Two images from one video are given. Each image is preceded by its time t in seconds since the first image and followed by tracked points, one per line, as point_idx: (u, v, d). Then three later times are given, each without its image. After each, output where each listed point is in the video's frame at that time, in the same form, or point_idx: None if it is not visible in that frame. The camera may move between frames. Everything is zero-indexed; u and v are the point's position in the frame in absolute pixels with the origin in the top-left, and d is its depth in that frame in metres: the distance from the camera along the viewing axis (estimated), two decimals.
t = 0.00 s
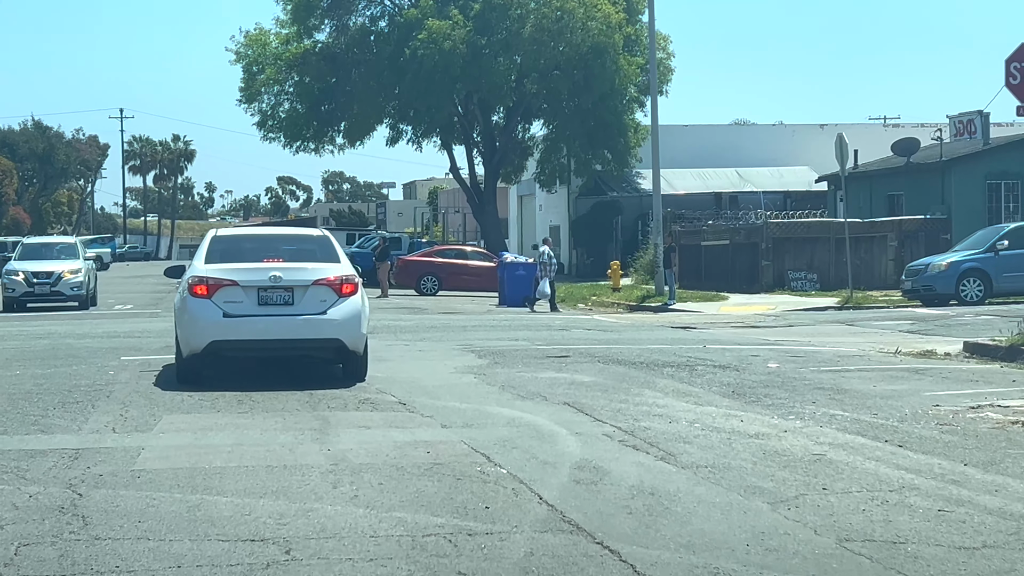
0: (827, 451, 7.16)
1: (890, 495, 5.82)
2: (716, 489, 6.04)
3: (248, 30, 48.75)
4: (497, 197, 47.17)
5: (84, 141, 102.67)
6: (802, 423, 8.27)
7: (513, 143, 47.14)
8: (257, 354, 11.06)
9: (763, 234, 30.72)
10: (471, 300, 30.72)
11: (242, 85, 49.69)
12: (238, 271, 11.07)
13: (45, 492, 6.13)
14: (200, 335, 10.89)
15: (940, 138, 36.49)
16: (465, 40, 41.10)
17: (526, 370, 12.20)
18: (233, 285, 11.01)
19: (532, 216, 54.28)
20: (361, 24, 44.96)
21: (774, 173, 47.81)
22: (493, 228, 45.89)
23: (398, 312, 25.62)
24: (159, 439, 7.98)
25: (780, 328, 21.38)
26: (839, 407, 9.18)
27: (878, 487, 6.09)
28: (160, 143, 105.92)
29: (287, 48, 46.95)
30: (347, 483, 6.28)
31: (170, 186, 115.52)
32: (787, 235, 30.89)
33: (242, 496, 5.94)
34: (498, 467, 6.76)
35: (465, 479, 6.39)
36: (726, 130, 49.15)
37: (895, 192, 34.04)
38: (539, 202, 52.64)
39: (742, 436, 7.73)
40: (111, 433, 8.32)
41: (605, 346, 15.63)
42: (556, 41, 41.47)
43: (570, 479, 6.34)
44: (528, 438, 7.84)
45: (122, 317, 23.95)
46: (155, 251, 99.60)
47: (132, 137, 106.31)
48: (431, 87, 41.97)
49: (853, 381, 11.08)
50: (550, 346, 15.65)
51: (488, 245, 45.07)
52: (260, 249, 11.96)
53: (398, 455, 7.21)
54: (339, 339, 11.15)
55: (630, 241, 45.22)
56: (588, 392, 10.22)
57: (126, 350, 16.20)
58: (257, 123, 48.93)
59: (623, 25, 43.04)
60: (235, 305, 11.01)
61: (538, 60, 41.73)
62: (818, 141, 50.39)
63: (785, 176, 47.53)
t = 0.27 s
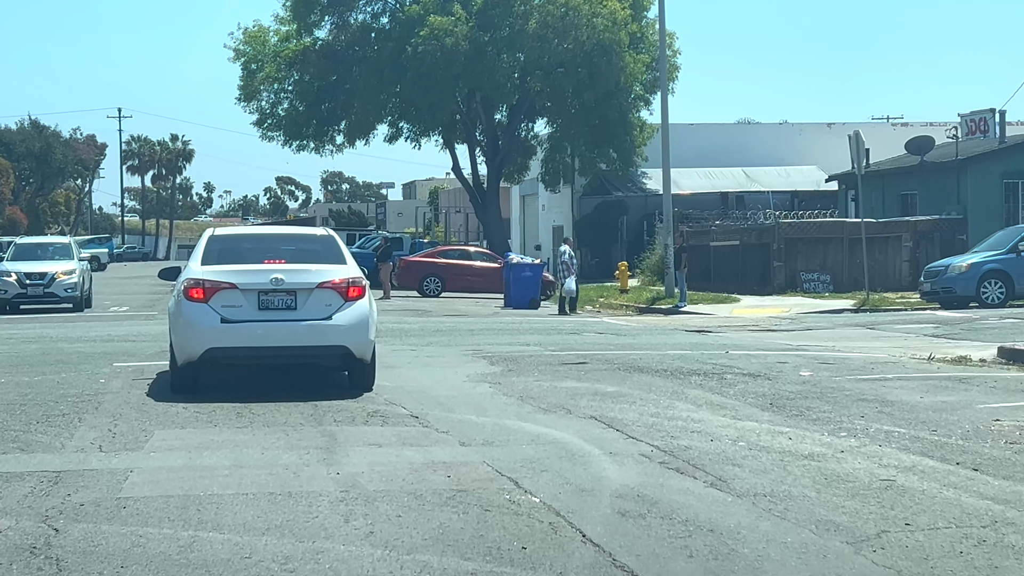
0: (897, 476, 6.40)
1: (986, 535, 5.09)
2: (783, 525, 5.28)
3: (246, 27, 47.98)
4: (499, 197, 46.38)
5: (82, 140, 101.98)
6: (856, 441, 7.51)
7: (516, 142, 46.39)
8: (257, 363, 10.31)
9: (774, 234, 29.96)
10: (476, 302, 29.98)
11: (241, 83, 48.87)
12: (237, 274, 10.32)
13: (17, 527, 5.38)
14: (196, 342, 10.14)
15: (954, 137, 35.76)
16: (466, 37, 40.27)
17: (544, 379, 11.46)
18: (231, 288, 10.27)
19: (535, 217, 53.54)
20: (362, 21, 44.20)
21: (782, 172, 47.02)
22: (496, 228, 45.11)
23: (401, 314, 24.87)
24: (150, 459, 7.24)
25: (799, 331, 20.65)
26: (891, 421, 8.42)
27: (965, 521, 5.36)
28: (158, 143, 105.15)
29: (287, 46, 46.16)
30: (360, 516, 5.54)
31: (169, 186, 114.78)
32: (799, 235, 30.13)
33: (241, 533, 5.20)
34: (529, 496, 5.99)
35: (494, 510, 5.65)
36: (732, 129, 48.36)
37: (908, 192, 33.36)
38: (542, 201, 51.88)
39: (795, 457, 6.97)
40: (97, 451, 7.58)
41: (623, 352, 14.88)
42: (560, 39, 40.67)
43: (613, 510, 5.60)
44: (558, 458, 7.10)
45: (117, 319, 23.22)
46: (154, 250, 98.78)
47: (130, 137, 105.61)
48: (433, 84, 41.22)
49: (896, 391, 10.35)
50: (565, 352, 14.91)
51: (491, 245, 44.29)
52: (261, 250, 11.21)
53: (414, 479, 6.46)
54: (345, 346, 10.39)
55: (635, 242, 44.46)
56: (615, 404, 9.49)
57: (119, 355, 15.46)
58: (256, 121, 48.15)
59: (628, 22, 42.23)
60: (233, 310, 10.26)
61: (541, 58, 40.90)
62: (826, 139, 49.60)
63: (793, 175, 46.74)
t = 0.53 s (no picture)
0: (979, 507, 5.66)
1: None
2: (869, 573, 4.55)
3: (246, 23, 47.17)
4: (502, 197, 45.58)
5: (80, 140, 101.17)
6: (921, 464, 6.78)
7: (519, 141, 45.59)
8: (256, 372, 9.59)
9: (788, 234, 29.27)
10: (480, 303, 29.25)
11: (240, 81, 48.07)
12: (235, 276, 9.60)
13: None
14: (191, 350, 9.42)
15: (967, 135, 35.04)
16: (470, 34, 39.43)
17: (563, 388, 10.72)
18: (229, 291, 9.55)
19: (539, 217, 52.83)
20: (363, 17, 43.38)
21: (789, 171, 46.26)
22: (499, 229, 44.29)
23: (404, 317, 24.14)
24: (138, 484, 6.51)
25: (818, 335, 19.93)
26: (952, 439, 7.69)
27: None
28: (157, 143, 104.35)
29: (287, 43, 45.37)
30: (377, 558, 4.82)
31: (167, 185, 113.95)
32: (812, 235, 29.43)
33: None
34: (568, 532, 5.26)
35: (530, 553, 4.92)
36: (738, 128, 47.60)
37: (924, 191, 32.72)
38: (546, 202, 51.15)
39: (857, 482, 6.24)
40: (80, 474, 6.86)
41: (642, 358, 14.14)
42: (565, 35, 39.86)
43: (668, 550, 4.87)
44: (593, 484, 6.36)
45: (113, 322, 22.48)
46: (152, 250, 98.02)
47: (128, 136, 104.77)
48: (435, 82, 40.41)
49: (944, 403, 9.61)
50: (581, 358, 14.17)
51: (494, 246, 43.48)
52: (261, 251, 10.47)
53: (436, 510, 5.73)
54: (351, 354, 9.66)
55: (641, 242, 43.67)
56: (645, 416, 8.75)
57: (111, 360, 14.73)
58: (255, 120, 47.30)
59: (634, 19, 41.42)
60: (230, 315, 9.54)
61: (546, 55, 40.08)
62: (832, 138, 48.83)
63: (800, 175, 45.97)
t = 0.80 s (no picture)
0: None
1: None
2: None
3: (246, 20, 46.38)
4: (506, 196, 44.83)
5: (79, 139, 100.40)
6: (1001, 489, 6.08)
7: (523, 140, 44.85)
8: (259, 382, 8.90)
9: (802, 234, 28.58)
10: (486, 305, 28.55)
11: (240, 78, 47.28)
12: (237, 278, 8.91)
13: None
14: (187, 358, 8.74)
15: (983, 133, 34.35)
16: (474, 31, 38.64)
17: (586, 397, 10.03)
18: (229, 295, 8.85)
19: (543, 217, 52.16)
20: (365, 14, 42.61)
21: (797, 171, 45.51)
22: (504, 229, 43.52)
23: (409, 319, 23.45)
24: (129, 513, 5.82)
25: (840, 338, 19.23)
26: None
27: None
28: (156, 143, 103.59)
29: (287, 40, 44.58)
30: None
31: (167, 185, 113.20)
32: (827, 235, 28.75)
33: None
34: None
35: None
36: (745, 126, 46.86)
37: (940, 190, 32.06)
38: (550, 201, 50.46)
39: (937, 512, 5.55)
40: (64, 500, 6.17)
41: (664, 363, 13.45)
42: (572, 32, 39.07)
43: None
44: (640, 512, 5.68)
45: (109, 324, 21.78)
46: (151, 251, 97.18)
47: (127, 136, 104.00)
48: (438, 79, 39.65)
49: (999, 415, 8.94)
50: (600, 363, 13.47)
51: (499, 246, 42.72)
52: (264, 252, 9.77)
53: (466, 545, 5.03)
54: (360, 362, 8.96)
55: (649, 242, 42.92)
56: (683, 431, 8.07)
57: (104, 366, 14.02)
58: (255, 118, 46.46)
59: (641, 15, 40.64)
60: (232, 320, 8.85)
61: (552, 52, 39.30)
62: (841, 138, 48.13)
63: (808, 174, 45.27)
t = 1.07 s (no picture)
0: None
1: None
2: None
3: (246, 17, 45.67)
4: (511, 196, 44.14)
5: (79, 138, 99.68)
6: None
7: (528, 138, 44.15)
8: (262, 392, 8.27)
9: (815, 234, 27.93)
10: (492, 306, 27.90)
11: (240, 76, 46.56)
12: (238, 280, 8.28)
13: None
14: (184, 367, 8.11)
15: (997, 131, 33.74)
16: (479, 27, 37.92)
17: (611, 408, 9.40)
18: (230, 298, 8.22)
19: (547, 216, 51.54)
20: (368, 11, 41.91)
21: (805, 169, 44.81)
22: (509, 229, 42.84)
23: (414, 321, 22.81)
24: (118, 545, 5.18)
25: (861, 341, 18.59)
26: None
27: None
28: (157, 142, 102.87)
29: (289, 37, 43.89)
30: None
31: (168, 185, 112.48)
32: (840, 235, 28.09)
33: None
34: None
35: None
36: (753, 125, 46.16)
37: (956, 189, 31.41)
38: (554, 200, 49.81)
39: None
40: (45, 529, 5.53)
41: (686, 369, 12.81)
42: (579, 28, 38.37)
43: None
44: (693, 547, 5.04)
45: (106, 327, 21.14)
46: (151, 251, 96.36)
47: (128, 135, 103.28)
48: (442, 77, 38.91)
49: None
50: (619, 369, 12.83)
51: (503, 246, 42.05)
52: (267, 253, 9.13)
53: None
54: (371, 371, 8.33)
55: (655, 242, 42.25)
56: (723, 447, 7.44)
57: (99, 371, 13.38)
58: (256, 116, 45.73)
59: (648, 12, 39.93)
60: (232, 326, 8.22)
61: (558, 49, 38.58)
62: (850, 137, 47.43)
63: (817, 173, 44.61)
